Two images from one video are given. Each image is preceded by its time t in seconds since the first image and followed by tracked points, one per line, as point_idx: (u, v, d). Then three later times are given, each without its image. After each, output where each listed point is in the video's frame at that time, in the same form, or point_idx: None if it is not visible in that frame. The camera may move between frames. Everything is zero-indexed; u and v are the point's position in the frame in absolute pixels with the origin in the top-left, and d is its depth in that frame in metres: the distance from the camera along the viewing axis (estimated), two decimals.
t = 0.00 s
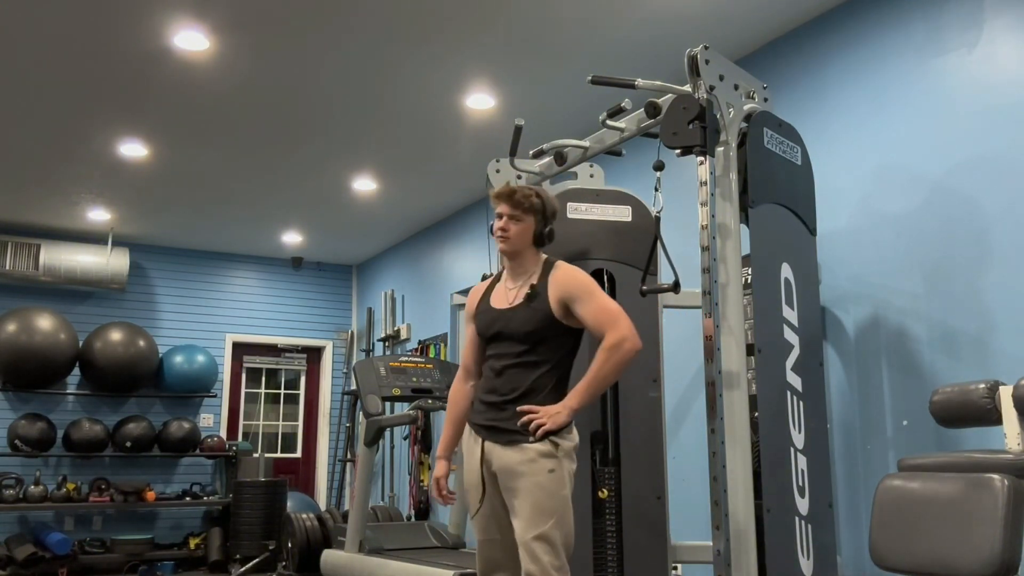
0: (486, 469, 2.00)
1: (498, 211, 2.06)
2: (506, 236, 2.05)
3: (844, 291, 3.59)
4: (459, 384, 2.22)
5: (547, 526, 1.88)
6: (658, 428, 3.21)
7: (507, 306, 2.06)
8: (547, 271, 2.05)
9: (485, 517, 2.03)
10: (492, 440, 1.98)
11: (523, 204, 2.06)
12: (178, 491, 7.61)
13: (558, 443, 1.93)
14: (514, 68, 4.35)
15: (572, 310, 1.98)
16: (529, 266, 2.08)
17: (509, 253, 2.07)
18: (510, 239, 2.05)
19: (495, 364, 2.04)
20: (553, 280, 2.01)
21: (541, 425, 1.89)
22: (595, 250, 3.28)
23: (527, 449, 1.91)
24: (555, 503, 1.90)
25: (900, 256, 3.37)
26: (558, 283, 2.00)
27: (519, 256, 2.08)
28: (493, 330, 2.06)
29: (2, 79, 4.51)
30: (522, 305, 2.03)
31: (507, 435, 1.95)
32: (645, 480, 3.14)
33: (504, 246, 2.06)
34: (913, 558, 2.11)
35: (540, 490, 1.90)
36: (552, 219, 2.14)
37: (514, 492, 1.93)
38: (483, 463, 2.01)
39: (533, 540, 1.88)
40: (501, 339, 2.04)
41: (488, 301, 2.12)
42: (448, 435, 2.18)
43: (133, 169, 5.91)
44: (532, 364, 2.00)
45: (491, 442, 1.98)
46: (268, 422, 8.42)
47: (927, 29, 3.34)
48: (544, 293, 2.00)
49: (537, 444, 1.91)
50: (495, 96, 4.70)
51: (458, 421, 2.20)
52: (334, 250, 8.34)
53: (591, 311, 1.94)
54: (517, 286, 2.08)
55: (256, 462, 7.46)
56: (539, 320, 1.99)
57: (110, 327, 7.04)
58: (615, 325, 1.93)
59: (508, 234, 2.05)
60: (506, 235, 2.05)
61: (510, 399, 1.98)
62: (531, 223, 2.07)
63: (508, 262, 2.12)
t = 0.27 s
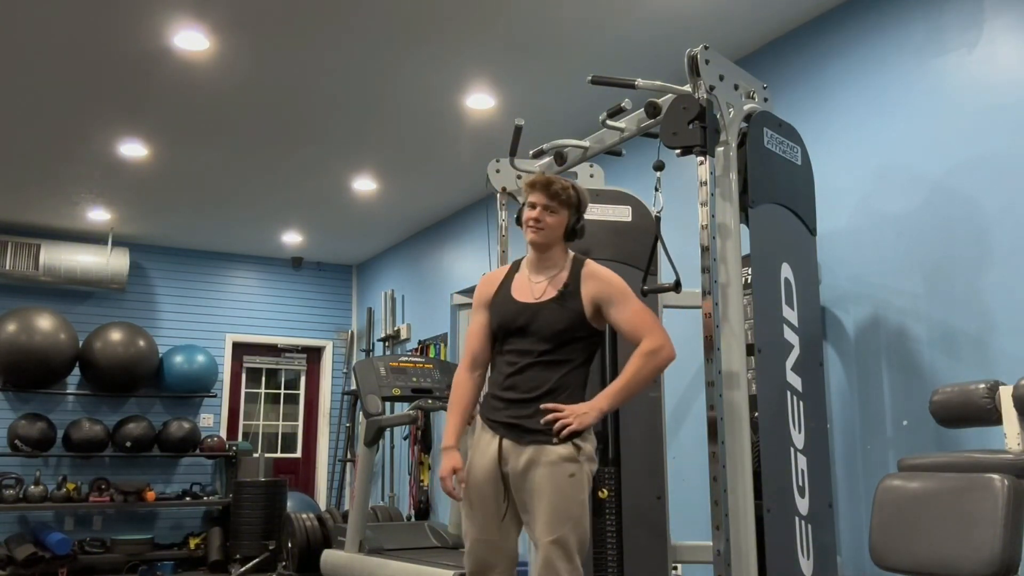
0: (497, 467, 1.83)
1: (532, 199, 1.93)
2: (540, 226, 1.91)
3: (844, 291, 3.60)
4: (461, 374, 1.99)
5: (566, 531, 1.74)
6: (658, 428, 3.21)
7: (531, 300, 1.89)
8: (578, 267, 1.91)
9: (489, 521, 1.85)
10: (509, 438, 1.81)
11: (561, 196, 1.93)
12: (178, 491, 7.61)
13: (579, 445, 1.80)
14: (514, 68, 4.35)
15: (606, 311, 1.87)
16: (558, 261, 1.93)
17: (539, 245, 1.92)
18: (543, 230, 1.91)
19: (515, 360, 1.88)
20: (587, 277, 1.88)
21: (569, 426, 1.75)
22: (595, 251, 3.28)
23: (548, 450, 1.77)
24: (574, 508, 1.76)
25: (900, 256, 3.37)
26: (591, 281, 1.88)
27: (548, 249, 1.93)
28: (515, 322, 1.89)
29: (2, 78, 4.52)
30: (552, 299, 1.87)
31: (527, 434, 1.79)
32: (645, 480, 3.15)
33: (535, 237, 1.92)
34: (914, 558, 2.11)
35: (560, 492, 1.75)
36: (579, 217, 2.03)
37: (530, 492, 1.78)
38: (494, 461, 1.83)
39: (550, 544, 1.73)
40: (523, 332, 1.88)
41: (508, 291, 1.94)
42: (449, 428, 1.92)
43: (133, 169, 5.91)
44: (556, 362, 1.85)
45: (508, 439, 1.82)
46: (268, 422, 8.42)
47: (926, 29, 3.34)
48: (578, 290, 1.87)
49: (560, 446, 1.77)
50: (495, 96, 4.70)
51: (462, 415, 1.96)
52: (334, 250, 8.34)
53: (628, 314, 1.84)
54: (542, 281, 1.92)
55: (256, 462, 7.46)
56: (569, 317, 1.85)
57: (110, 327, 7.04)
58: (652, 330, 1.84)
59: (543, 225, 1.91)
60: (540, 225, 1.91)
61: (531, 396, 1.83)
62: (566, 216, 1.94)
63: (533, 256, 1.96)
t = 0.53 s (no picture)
0: (510, 466, 1.75)
1: (553, 195, 1.84)
2: (562, 224, 1.84)
3: (844, 291, 3.59)
4: (478, 364, 1.84)
5: (579, 534, 1.71)
6: (658, 428, 3.20)
7: (553, 300, 1.82)
8: (599, 267, 1.86)
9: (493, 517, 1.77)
10: (524, 436, 1.75)
11: (582, 191, 1.86)
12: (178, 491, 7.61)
13: (593, 448, 1.76)
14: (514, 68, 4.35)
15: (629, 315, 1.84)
16: (578, 261, 1.87)
17: (560, 244, 1.85)
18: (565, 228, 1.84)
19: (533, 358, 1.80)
20: (609, 279, 1.84)
21: (591, 430, 1.71)
22: (594, 251, 3.29)
23: (565, 452, 1.72)
24: (586, 511, 1.73)
25: (900, 256, 3.37)
26: (614, 283, 1.84)
27: (568, 248, 1.86)
28: (537, 319, 1.81)
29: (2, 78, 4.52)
30: (575, 301, 1.81)
31: (544, 434, 1.73)
32: (645, 480, 3.15)
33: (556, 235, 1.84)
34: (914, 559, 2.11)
35: (575, 494, 1.72)
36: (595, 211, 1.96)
37: (543, 492, 1.73)
38: (505, 459, 1.75)
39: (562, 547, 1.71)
40: (544, 330, 1.80)
41: (526, 287, 1.85)
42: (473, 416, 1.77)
43: (133, 169, 5.91)
44: (576, 363, 1.79)
45: (522, 438, 1.75)
46: (268, 422, 8.42)
47: (926, 29, 3.34)
48: (602, 292, 1.82)
49: (577, 449, 1.73)
50: (495, 96, 4.70)
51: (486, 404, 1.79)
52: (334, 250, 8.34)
53: (653, 319, 1.82)
54: (563, 280, 1.84)
55: (256, 462, 7.46)
56: (595, 318, 1.80)
57: (110, 327, 7.04)
58: (676, 336, 1.81)
59: (564, 223, 1.85)
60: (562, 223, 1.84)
61: (550, 396, 1.76)
62: (586, 212, 1.88)
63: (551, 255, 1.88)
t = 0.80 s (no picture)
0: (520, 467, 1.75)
1: (556, 191, 1.82)
2: (566, 220, 1.82)
3: (844, 291, 3.59)
4: (481, 366, 1.78)
5: (588, 534, 1.73)
6: (658, 428, 3.20)
7: (557, 299, 1.79)
8: (600, 265, 1.85)
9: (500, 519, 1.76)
10: (534, 437, 1.74)
11: (585, 188, 1.84)
12: (178, 491, 7.61)
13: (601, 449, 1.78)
14: (514, 68, 4.35)
15: (630, 313, 1.85)
16: (579, 259, 1.84)
17: (563, 241, 1.82)
18: (568, 225, 1.82)
19: (539, 360, 1.78)
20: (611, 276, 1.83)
21: (601, 430, 1.72)
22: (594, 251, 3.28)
23: (574, 453, 1.73)
24: (595, 511, 1.74)
25: (899, 256, 3.37)
26: (616, 281, 1.84)
27: (571, 245, 1.83)
28: (542, 319, 1.78)
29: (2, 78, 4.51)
30: (581, 299, 1.78)
31: (554, 435, 1.73)
32: (645, 480, 3.15)
33: (560, 232, 1.81)
34: (914, 559, 2.11)
35: (585, 496, 1.73)
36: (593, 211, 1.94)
37: (553, 493, 1.73)
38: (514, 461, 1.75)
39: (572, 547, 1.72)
40: (549, 330, 1.78)
41: (528, 286, 1.80)
42: (487, 423, 1.73)
43: (133, 169, 5.91)
44: (581, 363, 1.78)
45: (532, 439, 1.74)
46: (268, 422, 8.42)
47: (926, 29, 3.34)
48: (605, 290, 1.81)
49: (586, 449, 1.74)
50: (494, 96, 4.70)
51: (494, 409, 1.74)
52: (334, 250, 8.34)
53: (655, 317, 1.84)
54: (565, 278, 1.81)
55: (256, 462, 7.46)
56: (600, 317, 1.79)
57: (110, 327, 7.04)
58: (678, 332, 1.84)
59: (568, 219, 1.82)
60: (567, 220, 1.81)
61: (559, 397, 1.76)
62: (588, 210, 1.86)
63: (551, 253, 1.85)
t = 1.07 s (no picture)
0: (516, 469, 1.74)
1: (536, 189, 1.81)
2: (549, 218, 1.81)
3: (843, 291, 3.60)
4: (469, 373, 1.77)
5: (586, 535, 1.74)
6: (658, 429, 3.20)
7: (545, 296, 1.78)
8: (585, 260, 1.85)
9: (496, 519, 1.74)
10: (531, 439, 1.72)
11: (565, 183, 1.83)
12: (178, 491, 7.61)
13: (597, 448, 1.78)
14: (514, 68, 4.35)
15: (618, 307, 1.87)
16: (564, 255, 1.83)
17: (548, 239, 1.81)
18: (551, 223, 1.80)
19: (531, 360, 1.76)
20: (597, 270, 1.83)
21: (599, 429, 1.72)
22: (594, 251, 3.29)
23: (572, 453, 1.72)
24: (592, 511, 1.75)
25: (900, 257, 3.37)
26: (604, 275, 1.85)
27: (555, 242, 1.82)
28: (532, 319, 1.76)
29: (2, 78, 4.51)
30: (569, 296, 1.78)
31: (551, 436, 1.72)
32: (645, 480, 3.15)
33: (544, 231, 1.80)
34: (915, 559, 2.11)
35: (583, 496, 1.73)
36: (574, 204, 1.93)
37: (551, 494, 1.72)
38: (509, 463, 1.74)
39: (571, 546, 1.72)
40: (540, 330, 1.76)
41: (514, 286, 1.79)
42: (471, 439, 1.72)
43: (133, 169, 5.91)
44: (574, 362, 1.77)
45: (529, 441, 1.73)
46: (268, 423, 8.42)
47: (926, 29, 3.35)
48: (592, 285, 1.81)
49: (584, 449, 1.74)
50: (494, 96, 4.70)
51: (481, 419, 1.74)
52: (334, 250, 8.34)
53: (643, 312, 1.86)
54: (552, 275, 1.80)
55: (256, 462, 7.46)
56: (591, 315, 1.79)
57: (110, 327, 7.04)
58: (666, 326, 1.86)
59: (550, 216, 1.81)
60: (550, 218, 1.80)
61: (554, 397, 1.74)
62: (569, 205, 1.85)
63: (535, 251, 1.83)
